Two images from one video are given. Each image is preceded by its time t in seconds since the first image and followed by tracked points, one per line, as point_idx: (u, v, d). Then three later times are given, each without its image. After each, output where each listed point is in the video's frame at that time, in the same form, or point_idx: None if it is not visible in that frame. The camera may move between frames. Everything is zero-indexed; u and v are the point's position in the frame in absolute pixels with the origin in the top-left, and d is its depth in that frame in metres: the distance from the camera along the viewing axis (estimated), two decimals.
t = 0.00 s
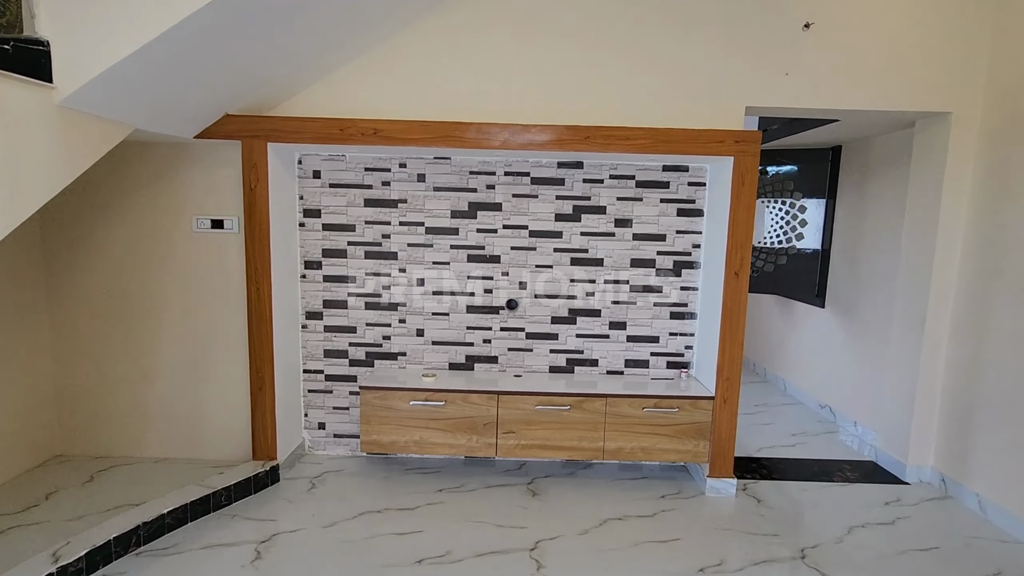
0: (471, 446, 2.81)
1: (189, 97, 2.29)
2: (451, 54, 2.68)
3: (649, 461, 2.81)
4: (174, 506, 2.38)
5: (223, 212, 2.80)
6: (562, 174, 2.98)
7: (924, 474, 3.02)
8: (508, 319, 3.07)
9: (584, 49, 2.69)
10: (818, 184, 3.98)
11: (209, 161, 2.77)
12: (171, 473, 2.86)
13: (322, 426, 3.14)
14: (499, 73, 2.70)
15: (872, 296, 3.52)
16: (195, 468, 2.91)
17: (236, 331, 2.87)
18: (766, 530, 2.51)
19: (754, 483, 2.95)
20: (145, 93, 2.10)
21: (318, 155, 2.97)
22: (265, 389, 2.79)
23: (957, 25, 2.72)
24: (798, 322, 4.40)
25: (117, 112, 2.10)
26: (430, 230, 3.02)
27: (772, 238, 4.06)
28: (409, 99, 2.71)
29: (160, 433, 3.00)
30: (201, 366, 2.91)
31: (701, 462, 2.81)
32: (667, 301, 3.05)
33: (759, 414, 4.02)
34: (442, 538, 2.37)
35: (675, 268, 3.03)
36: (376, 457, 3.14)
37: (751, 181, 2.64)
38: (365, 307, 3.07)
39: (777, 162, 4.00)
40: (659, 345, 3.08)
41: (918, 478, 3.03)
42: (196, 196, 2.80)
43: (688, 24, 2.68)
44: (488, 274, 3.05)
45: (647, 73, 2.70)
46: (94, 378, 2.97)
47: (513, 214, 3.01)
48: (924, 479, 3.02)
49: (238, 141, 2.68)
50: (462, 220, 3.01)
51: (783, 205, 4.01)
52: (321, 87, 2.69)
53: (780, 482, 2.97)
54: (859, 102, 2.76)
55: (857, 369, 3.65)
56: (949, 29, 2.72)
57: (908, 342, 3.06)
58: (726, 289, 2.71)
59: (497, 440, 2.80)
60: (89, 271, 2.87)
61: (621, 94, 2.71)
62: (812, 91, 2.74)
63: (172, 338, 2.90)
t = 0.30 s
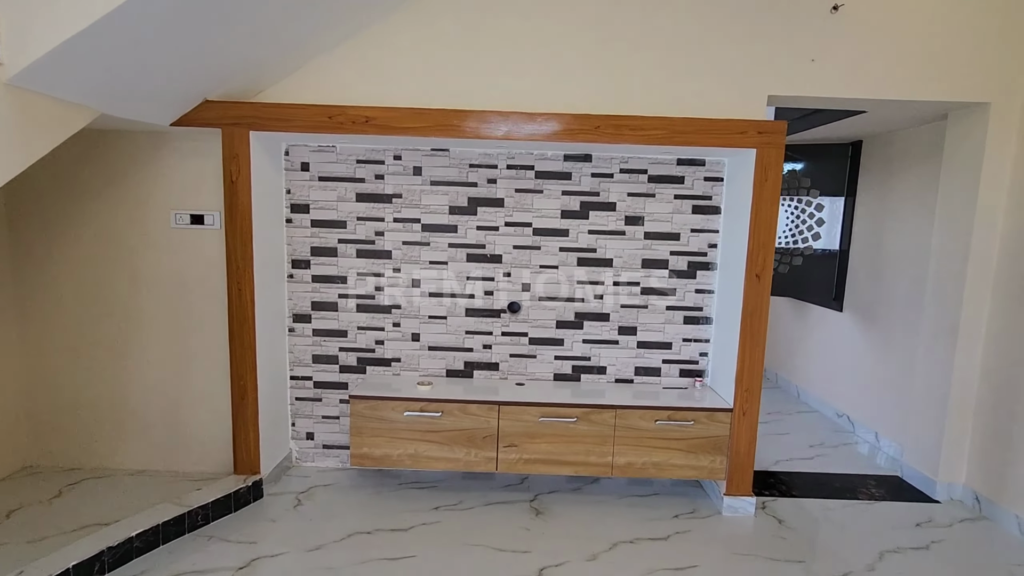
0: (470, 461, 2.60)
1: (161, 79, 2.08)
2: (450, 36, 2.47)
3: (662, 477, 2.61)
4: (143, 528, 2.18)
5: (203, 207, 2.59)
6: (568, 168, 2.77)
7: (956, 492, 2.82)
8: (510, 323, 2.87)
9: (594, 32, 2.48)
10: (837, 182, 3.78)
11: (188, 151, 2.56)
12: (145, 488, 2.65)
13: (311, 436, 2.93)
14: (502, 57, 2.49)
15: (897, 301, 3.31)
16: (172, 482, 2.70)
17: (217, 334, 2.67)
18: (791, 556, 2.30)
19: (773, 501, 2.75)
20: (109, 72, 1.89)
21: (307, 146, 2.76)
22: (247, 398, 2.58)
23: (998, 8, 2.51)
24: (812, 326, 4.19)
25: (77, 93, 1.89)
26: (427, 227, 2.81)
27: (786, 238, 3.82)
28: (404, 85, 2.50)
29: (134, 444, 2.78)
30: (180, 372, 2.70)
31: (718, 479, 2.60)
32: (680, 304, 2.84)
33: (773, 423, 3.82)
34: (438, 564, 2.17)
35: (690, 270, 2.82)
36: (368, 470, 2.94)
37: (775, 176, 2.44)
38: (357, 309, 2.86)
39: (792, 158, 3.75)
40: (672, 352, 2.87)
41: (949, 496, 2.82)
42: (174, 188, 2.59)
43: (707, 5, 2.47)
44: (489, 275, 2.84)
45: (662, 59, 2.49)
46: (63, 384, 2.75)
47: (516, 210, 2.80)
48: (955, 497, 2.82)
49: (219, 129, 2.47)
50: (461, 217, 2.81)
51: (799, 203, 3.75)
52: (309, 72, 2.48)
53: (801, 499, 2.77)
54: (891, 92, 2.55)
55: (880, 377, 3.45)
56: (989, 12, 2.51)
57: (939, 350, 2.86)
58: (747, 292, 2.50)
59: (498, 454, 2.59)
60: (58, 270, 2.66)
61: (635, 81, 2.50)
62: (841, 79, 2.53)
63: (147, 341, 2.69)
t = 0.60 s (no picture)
0: (469, 478, 2.42)
1: (125, 65, 1.87)
2: (446, 18, 2.26)
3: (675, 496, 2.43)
4: (111, 558, 2.00)
5: (180, 205, 2.40)
6: (574, 163, 2.58)
7: (987, 509, 2.65)
8: (512, 329, 2.68)
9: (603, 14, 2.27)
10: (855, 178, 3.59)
11: (164, 145, 2.37)
12: (118, 507, 2.45)
13: (299, 450, 2.75)
14: (502, 42, 2.28)
15: (921, 304, 3.13)
16: (149, 501, 2.51)
17: (197, 342, 2.47)
18: None
19: (793, 520, 2.57)
20: (63, 55, 1.68)
21: (293, 139, 2.57)
22: (229, 412, 2.39)
23: None
24: (826, 328, 4.02)
25: (29, 77, 1.69)
26: (423, 227, 2.62)
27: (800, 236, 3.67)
28: (393, 72, 2.29)
29: (108, 460, 2.58)
30: (158, 383, 2.51)
31: (735, 498, 2.43)
32: (693, 309, 2.66)
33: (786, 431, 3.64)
34: None
35: (704, 273, 2.64)
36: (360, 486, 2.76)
37: (800, 172, 2.25)
38: (348, 315, 2.67)
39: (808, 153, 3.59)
40: (685, 360, 2.69)
41: (980, 514, 2.65)
42: (149, 185, 2.40)
43: None
44: (489, 278, 2.65)
45: (677, 44, 2.29)
46: (31, 396, 2.55)
47: (518, 208, 2.61)
48: (987, 515, 2.65)
49: (195, 121, 2.28)
50: (460, 216, 2.62)
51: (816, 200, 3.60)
52: (294, 58, 2.28)
53: (822, 518, 2.59)
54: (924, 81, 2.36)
55: (901, 384, 3.27)
56: None
57: (970, 358, 2.67)
58: (768, 298, 2.31)
59: (499, 471, 2.41)
60: (23, 273, 2.46)
61: (647, 68, 2.30)
62: (870, 67, 2.34)
63: (122, 349, 2.49)
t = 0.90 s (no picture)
0: (467, 491, 2.28)
1: (91, 48, 1.72)
2: None
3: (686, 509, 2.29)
4: None
5: (158, 201, 2.25)
6: (578, 156, 2.43)
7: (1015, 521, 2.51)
8: (512, 332, 2.54)
9: None
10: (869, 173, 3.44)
11: (140, 137, 2.22)
12: (95, 522, 2.31)
13: (288, 459, 2.61)
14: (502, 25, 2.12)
15: (941, 304, 2.98)
16: (128, 515, 2.36)
17: (179, 346, 2.33)
18: None
19: (811, 534, 2.43)
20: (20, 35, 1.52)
21: (279, 131, 2.42)
22: (212, 422, 2.24)
23: None
24: (837, 329, 3.88)
25: None
26: (418, 224, 2.47)
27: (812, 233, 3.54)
28: (384, 57, 2.13)
29: (84, 471, 2.44)
30: (137, 390, 2.36)
31: (750, 511, 2.29)
32: (704, 311, 2.51)
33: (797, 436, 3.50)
34: None
35: (716, 272, 2.49)
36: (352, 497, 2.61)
37: (821, 164, 2.10)
38: (339, 317, 2.53)
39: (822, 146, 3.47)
40: (695, 364, 2.55)
41: (1007, 526, 2.51)
42: (125, 179, 2.24)
43: None
44: (489, 278, 2.51)
45: (689, 27, 2.13)
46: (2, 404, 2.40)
47: (519, 204, 2.46)
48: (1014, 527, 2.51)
49: (173, 110, 2.13)
50: (457, 212, 2.47)
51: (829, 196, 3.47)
52: (279, 43, 2.13)
53: (842, 531, 2.45)
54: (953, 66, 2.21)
55: (920, 388, 3.13)
56: None
57: (997, 361, 2.53)
58: (787, 299, 2.17)
59: (499, 484, 2.27)
60: None
61: (657, 54, 2.15)
62: (895, 51, 2.18)
63: (99, 355, 2.34)
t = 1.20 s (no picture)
0: (463, 505, 2.12)
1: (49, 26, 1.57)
2: None
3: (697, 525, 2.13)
4: None
5: (131, 194, 2.10)
6: (583, 146, 2.28)
7: None
8: (512, 334, 2.38)
9: None
10: (887, 167, 3.28)
11: (112, 126, 2.07)
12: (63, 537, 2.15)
13: (273, 469, 2.45)
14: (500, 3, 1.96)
15: (966, 305, 2.82)
16: (100, 529, 2.21)
17: (155, 349, 2.18)
18: None
19: (831, 551, 2.27)
20: None
21: (263, 119, 2.26)
22: (188, 430, 2.09)
23: None
24: (852, 330, 3.71)
25: None
26: (412, 218, 2.32)
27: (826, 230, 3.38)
28: (373, 39, 1.97)
29: (55, 483, 2.28)
30: (110, 395, 2.21)
31: (767, 528, 2.13)
32: (717, 312, 2.35)
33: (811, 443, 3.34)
34: None
35: (730, 270, 2.33)
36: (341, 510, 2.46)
37: (846, 154, 1.94)
38: (327, 318, 2.37)
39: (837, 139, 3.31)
40: (707, 369, 2.39)
41: None
42: (95, 171, 2.09)
43: None
44: (486, 276, 2.35)
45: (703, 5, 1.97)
46: None
47: (519, 197, 2.30)
48: None
49: (144, 96, 1.97)
50: (453, 206, 2.31)
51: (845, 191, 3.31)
52: (259, 22, 1.97)
53: (864, 548, 2.29)
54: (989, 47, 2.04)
55: (942, 393, 2.97)
56: None
57: None
58: (808, 299, 2.01)
59: (497, 497, 2.11)
60: None
61: (668, 34, 1.98)
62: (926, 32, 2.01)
63: (70, 358, 2.19)
